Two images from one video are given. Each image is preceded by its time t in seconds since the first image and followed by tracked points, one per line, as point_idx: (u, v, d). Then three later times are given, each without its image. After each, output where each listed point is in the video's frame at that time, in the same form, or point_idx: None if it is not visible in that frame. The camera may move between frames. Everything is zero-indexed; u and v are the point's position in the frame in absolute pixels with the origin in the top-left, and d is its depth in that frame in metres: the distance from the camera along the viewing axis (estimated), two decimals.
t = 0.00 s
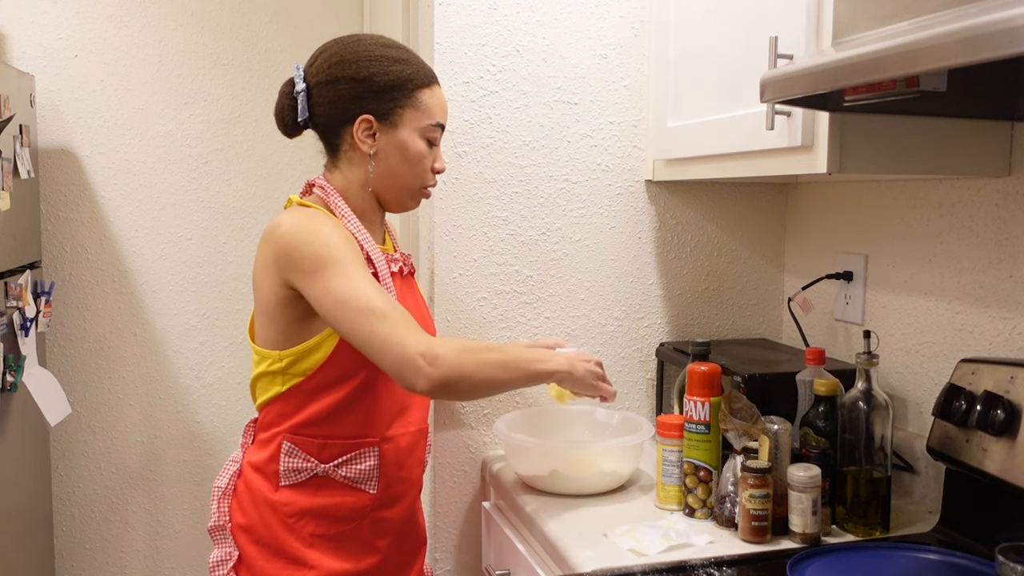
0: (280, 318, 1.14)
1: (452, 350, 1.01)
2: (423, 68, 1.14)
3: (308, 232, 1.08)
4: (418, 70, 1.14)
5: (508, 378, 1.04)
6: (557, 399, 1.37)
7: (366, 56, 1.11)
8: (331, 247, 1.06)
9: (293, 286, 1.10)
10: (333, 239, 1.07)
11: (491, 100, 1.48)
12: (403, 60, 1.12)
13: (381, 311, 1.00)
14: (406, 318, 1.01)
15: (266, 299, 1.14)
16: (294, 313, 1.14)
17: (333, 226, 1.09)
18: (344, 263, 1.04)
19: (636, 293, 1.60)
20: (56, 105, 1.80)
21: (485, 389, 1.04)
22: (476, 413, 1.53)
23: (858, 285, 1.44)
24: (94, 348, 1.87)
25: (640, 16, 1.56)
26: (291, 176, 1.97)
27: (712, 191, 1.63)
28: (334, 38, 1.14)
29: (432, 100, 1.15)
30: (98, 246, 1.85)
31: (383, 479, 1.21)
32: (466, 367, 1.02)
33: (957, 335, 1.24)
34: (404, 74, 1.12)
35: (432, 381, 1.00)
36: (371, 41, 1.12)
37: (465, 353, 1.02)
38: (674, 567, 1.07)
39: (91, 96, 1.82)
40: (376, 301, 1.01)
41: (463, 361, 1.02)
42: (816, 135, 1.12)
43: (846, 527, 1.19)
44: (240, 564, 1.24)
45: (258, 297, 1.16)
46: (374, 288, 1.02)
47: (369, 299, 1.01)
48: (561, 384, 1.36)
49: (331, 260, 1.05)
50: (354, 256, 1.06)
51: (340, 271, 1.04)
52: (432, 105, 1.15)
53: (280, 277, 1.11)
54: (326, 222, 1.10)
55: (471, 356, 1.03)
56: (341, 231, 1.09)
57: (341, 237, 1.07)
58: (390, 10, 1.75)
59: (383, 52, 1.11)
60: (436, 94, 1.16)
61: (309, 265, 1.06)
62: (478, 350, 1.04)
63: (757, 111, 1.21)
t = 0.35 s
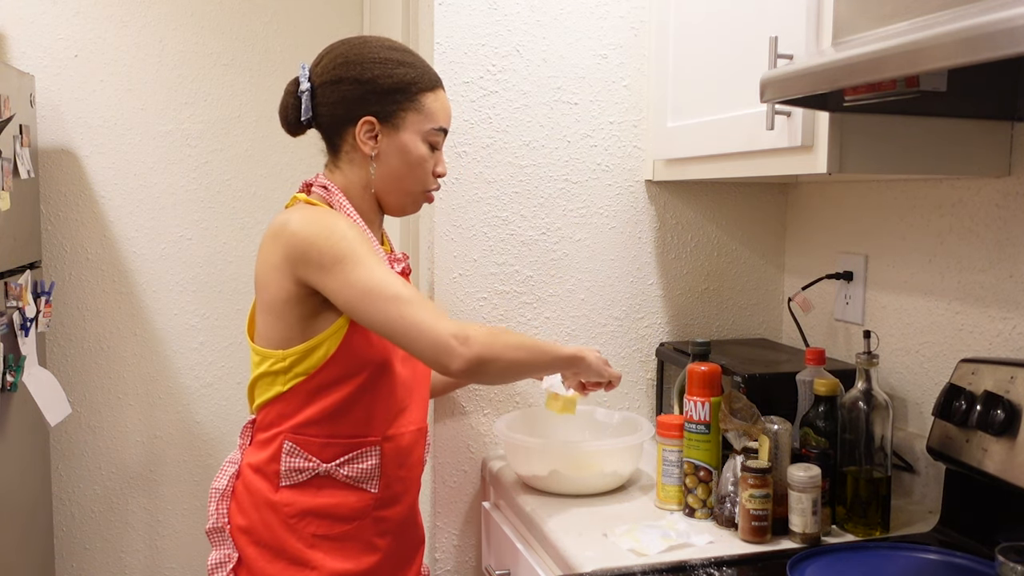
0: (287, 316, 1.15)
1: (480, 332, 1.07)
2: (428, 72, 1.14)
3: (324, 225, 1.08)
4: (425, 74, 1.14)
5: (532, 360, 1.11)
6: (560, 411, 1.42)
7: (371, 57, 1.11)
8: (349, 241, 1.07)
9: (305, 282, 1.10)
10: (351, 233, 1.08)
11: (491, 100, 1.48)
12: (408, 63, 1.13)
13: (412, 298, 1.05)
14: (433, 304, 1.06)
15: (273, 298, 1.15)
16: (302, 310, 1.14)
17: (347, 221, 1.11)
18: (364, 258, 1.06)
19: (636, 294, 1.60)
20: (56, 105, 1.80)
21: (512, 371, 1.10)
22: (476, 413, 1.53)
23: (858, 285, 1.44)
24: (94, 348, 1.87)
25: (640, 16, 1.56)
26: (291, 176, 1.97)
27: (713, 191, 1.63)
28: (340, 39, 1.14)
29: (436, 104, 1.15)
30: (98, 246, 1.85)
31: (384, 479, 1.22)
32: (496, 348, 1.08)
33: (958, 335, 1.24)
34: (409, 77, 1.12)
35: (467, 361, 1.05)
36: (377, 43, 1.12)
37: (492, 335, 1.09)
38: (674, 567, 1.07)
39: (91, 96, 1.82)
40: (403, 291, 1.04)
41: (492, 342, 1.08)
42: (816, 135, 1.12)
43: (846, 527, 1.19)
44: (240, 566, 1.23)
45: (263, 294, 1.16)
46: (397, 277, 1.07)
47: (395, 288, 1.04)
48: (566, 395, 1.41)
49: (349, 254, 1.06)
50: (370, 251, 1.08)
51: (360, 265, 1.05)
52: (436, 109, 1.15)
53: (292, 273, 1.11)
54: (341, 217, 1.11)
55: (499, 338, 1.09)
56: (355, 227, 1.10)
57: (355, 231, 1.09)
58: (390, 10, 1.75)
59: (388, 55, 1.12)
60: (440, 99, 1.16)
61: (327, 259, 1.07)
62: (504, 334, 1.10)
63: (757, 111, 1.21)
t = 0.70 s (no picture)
0: (292, 313, 1.14)
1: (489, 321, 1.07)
2: (427, 73, 1.15)
3: (330, 219, 1.09)
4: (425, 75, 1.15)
5: (541, 348, 1.11)
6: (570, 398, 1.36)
7: (372, 59, 1.11)
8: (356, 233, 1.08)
9: (312, 277, 1.10)
10: (357, 225, 1.08)
11: (491, 100, 1.48)
12: (407, 64, 1.13)
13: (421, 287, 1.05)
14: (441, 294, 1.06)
15: (278, 296, 1.14)
16: (308, 307, 1.14)
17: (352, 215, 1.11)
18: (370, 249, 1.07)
19: (636, 294, 1.60)
20: (56, 105, 1.80)
21: (522, 359, 1.10)
22: (476, 413, 1.53)
23: (858, 285, 1.44)
24: (94, 348, 1.87)
25: (640, 16, 1.56)
26: (291, 176, 1.98)
27: (712, 191, 1.63)
28: (340, 41, 1.14)
29: (435, 104, 1.16)
30: (98, 246, 1.86)
31: (389, 476, 1.22)
32: (505, 337, 1.08)
33: (957, 335, 1.24)
34: (408, 78, 1.12)
35: (477, 350, 1.05)
36: (376, 45, 1.13)
37: (501, 325, 1.08)
38: (674, 566, 1.07)
39: (91, 96, 1.82)
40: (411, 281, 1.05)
41: (501, 332, 1.08)
42: (815, 135, 1.12)
43: (846, 527, 1.19)
44: (246, 569, 1.22)
45: (267, 291, 1.16)
46: (405, 267, 1.06)
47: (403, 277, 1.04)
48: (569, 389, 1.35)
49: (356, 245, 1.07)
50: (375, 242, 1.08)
51: (367, 255, 1.06)
52: (435, 110, 1.15)
53: (298, 268, 1.11)
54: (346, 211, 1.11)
55: (509, 328, 1.09)
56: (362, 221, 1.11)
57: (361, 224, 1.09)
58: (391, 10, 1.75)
59: (388, 56, 1.12)
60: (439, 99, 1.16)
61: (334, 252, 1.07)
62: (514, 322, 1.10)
63: (757, 111, 1.21)
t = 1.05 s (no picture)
0: (294, 318, 1.14)
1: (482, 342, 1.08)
2: (422, 74, 1.16)
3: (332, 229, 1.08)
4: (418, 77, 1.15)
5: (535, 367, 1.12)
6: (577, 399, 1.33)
7: (367, 59, 1.12)
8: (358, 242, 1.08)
9: (314, 284, 1.10)
10: (358, 234, 1.08)
11: (491, 100, 1.48)
12: (403, 66, 1.13)
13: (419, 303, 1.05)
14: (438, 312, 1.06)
15: (280, 299, 1.14)
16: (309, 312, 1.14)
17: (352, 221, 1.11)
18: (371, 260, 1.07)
19: (636, 293, 1.60)
20: (56, 105, 1.80)
21: (512, 378, 1.11)
22: (476, 413, 1.53)
23: (858, 285, 1.44)
24: (94, 348, 1.87)
25: (640, 17, 1.56)
26: (291, 176, 1.98)
27: (713, 190, 1.63)
28: (336, 41, 1.15)
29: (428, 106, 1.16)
30: (98, 246, 1.86)
31: (403, 476, 1.23)
32: (496, 357, 1.09)
33: (957, 335, 1.24)
34: (404, 79, 1.13)
35: (467, 373, 1.06)
36: (372, 46, 1.13)
37: (494, 344, 1.09)
38: (674, 567, 1.07)
39: (91, 96, 1.82)
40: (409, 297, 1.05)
41: (492, 351, 1.08)
42: (816, 135, 1.12)
43: (846, 527, 1.19)
44: None
45: (268, 294, 1.16)
46: (403, 282, 1.06)
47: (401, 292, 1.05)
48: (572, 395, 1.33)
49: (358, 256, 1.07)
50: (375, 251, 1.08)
51: (368, 268, 1.05)
52: (429, 112, 1.16)
53: (300, 275, 1.11)
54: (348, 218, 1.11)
55: (500, 347, 1.10)
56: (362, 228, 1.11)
57: (361, 232, 1.09)
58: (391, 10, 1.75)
59: (385, 58, 1.12)
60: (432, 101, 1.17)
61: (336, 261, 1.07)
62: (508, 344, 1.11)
63: (757, 110, 1.21)
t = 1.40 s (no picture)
0: (290, 322, 1.14)
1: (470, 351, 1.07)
2: (412, 71, 1.15)
3: (326, 236, 1.08)
4: (409, 74, 1.14)
5: (527, 379, 1.10)
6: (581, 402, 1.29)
7: (356, 58, 1.11)
8: (351, 250, 1.07)
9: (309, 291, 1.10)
10: (351, 242, 1.08)
11: (491, 100, 1.48)
12: (393, 63, 1.13)
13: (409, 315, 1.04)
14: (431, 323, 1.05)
15: (277, 303, 1.14)
16: (307, 316, 1.14)
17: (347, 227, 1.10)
18: (362, 270, 1.06)
19: (636, 293, 1.60)
20: (56, 105, 1.80)
21: (503, 391, 1.10)
22: (475, 413, 1.53)
23: (858, 285, 1.44)
24: (93, 348, 1.87)
25: (640, 17, 1.56)
26: (291, 175, 1.98)
27: (713, 190, 1.63)
28: (326, 41, 1.15)
29: (422, 103, 1.15)
30: (98, 246, 1.86)
31: (407, 475, 1.23)
32: (487, 371, 1.07)
33: (957, 335, 1.24)
34: (394, 76, 1.12)
35: (454, 386, 1.05)
36: (361, 44, 1.13)
37: (484, 358, 1.08)
38: (673, 567, 1.07)
39: (91, 96, 1.82)
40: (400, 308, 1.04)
41: (483, 365, 1.07)
42: (816, 135, 1.12)
43: (846, 527, 1.19)
44: None
45: (266, 298, 1.16)
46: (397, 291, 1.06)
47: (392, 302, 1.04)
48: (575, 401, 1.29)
49: (350, 265, 1.06)
50: (368, 260, 1.07)
51: (361, 276, 1.05)
52: (422, 108, 1.15)
53: (296, 280, 1.11)
54: (343, 224, 1.10)
55: (492, 360, 1.08)
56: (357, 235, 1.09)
57: (356, 239, 1.08)
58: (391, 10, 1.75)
59: (374, 55, 1.12)
60: (425, 98, 1.16)
61: (327, 270, 1.07)
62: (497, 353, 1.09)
63: (757, 110, 1.21)
